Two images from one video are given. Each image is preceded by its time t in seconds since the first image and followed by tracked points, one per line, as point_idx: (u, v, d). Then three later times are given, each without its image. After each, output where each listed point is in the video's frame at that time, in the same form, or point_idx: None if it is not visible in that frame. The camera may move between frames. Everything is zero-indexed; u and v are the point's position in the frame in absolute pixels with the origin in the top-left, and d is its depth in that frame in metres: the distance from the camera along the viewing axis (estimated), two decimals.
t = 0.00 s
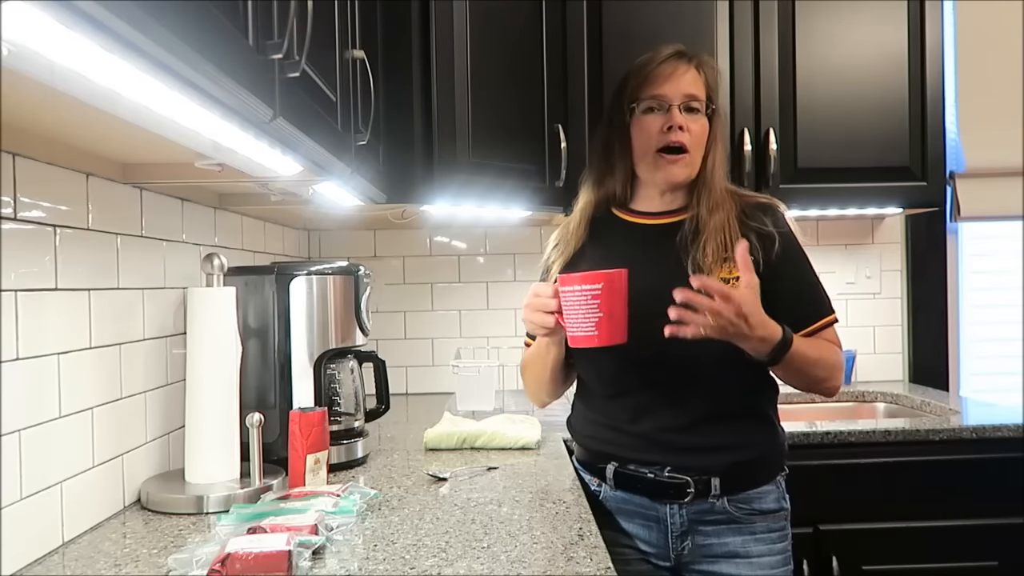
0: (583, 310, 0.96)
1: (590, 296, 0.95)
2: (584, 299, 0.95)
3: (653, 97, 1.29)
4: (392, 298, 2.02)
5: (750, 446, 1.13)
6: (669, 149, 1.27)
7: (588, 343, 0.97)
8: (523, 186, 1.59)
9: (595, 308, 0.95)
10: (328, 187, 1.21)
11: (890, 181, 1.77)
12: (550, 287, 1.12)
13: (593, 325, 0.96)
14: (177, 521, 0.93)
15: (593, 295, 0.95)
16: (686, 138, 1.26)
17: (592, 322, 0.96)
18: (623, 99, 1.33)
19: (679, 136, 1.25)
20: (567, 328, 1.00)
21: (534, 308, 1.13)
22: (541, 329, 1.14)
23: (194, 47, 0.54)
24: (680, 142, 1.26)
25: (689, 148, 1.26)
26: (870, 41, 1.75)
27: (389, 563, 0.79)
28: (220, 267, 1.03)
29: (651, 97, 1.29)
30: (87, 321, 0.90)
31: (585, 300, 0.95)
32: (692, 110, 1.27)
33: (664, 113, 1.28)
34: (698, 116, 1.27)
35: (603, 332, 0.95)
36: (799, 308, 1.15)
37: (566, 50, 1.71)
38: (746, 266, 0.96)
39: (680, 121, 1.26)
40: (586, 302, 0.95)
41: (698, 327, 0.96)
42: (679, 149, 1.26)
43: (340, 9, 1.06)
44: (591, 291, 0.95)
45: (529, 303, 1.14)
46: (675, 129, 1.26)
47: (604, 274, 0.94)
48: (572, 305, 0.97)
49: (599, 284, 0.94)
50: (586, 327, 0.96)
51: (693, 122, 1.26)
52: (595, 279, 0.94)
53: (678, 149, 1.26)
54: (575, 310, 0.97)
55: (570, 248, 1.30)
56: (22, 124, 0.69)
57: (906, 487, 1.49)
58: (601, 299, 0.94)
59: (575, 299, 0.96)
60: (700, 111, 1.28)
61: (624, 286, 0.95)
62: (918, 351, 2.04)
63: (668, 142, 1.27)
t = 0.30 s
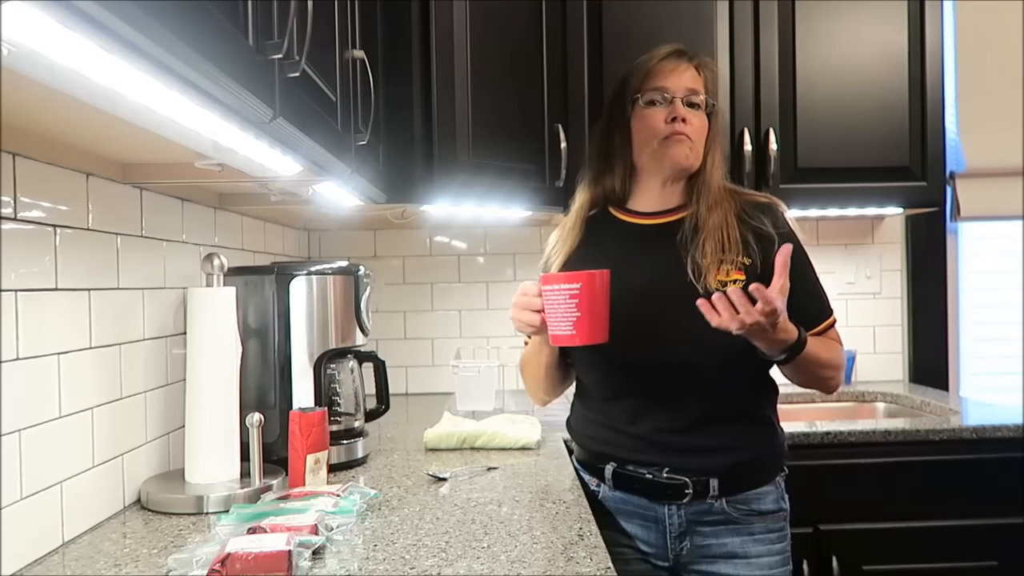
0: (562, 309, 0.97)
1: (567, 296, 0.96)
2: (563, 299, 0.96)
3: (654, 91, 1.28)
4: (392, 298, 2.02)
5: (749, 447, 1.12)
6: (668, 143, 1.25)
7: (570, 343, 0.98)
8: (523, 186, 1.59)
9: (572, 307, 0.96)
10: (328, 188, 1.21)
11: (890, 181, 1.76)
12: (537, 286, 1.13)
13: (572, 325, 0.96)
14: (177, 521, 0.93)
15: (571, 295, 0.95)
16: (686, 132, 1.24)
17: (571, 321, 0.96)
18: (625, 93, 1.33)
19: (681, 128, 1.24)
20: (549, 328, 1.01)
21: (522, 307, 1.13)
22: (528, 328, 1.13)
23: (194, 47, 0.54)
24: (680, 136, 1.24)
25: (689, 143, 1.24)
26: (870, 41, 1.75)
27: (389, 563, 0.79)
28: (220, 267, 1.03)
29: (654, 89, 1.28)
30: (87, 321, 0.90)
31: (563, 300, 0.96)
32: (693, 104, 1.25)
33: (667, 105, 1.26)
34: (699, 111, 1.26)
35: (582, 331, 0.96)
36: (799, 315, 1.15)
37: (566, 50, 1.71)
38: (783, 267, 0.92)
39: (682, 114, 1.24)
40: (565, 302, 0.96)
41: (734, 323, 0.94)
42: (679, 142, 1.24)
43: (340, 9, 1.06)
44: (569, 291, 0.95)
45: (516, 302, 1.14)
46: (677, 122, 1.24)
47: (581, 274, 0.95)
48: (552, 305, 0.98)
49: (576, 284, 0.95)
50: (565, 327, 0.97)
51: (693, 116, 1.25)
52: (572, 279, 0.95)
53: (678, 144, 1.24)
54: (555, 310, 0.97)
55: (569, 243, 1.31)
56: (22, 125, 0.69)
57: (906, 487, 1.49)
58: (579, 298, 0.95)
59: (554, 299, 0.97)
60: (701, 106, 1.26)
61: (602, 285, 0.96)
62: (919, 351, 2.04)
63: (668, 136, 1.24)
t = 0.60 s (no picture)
0: (552, 313, 0.97)
1: (557, 300, 0.96)
2: (552, 302, 0.96)
3: (651, 99, 1.27)
4: (392, 298, 2.02)
5: (749, 447, 1.12)
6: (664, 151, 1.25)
7: (561, 346, 0.98)
8: (523, 186, 1.59)
9: (562, 310, 0.96)
10: (328, 187, 1.21)
11: (890, 181, 1.77)
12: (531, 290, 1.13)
13: (562, 328, 0.96)
14: (177, 521, 0.93)
15: (560, 298, 0.95)
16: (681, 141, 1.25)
17: (561, 324, 0.96)
18: (621, 97, 1.32)
19: (677, 137, 1.24)
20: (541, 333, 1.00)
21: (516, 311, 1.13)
22: (523, 331, 1.13)
23: (194, 47, 0.54)
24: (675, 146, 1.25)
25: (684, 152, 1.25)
26: (870, 40, 1.75)
27: (389, 563, 0.79)
28: (220, 267, 1.03)
29: (649, 98, 1.27)
30: (87, 321, 0.90)
31: (553, 303, 0.96)
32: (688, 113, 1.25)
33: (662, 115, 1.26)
34: (696, 118, 1.26)
35: (572, 333, 0.96)
36: (799, 310, 1.14)
37: (566, 50, 1.71)
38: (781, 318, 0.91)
39: (677, 124, 1.24)
40: (554, 305, 0.96)
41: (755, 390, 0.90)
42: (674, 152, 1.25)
43: (340, 9, 1.06)
44: (558, 294, 0.96)
45: (510, 307, 1.15)
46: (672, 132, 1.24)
47: (571, 276, 0.95)
48: (542, 309, 0.98)
49: (565, 287, 0.95)
50: (556, 330, 0.97)
51: (689, 124, 1.25)
52: (561, 282, 0.95)
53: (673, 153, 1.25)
54: (545, 313, 0.98)
55: (568, 244, 1.31)
56: (22, 125, 0.69)
57: (906, 487, 1.49)
58: (568, 302, 0.95)
59: (544, 303, 0.97)
60: (695, 113, 1.26)
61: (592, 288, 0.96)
62: (919, 352, 2.04)
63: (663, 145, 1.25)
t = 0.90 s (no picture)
0: (544, 322, 0.97)
1: (549, 310, 0.96)
2: (544, 312, 0.96)
3: (644, 101, 1.28)
4: (392, 298, 2.02)
5: (748, 446, 1.13)
6: (659, 153, 1.26)
7: (554, 355, 0.98)
8: (523, 186, 1.59)
9: (554, 320, 0.96)
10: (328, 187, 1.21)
11: (890, 181, 1.77)
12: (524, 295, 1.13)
13: (555, 338, 0.97)
14: (177, 521, 0.93)
15: (552, 309, 0.95)
16: (676, 142, 1.25)
17: (553, 334, 0.97)
18: (613, 99, 1.33)
19: (670, 142, 1.25)
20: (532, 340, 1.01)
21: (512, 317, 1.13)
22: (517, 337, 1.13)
23: (194, 47, 0.54)
24: (669, 147, 1.25)
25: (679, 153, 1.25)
26: (870, 40, 1.75)
27: (389, 563, 0.79)
28: (220, 267, 1.03)
29: (639, 102, 1.28)
30: (87, 320, 0.90)
31: (545, 313, 0.96)
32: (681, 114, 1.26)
33: (655, 117, 1.27)
34: (688, 119, 1.27)
35: (565, 344, 0.96)
36: (799, 310, 1.14)
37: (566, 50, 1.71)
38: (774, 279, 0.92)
39: (670, 127, 1.26)
40: (547, 315, 0.96)
41: (767, 343, 0.95)
42: (669, 153, 1.25)
43: (340, 9, 1.06)
44: (550, 304, 0.96)
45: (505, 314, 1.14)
46: (666, 134, 1.26)
47: (563, 287, 0.94)
48: (534, 318, 0.98)
49: (557, 297, 0.95)
50: (548, 339, 0.97)
51: (682, 125, 1.26)
52: (553, 293, 0.95)
53: (668, 154, 1.25)
54: (537, 322, 0.98)
55: (568, 246, 1.30)
56: (22, 125, 0.69)
57: (905, 487, 1.49)
58: (560, 312, 0.95)
59: (536, 312, 0.97)
60: (688, 114, 1.27)
61: (583, 297, 0.96)
62: (918, 352, 2.04)
63: (658, 147, 1.26)
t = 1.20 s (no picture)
0: (538, 327, 0.97)
1: (543, 314, 0.96)
2: (538, 316, 0.97)
3: (642, 108, 1.27)
4: (392, 298, 2.02)
5: (747, 446, 1.12)
6: (656, 162, 1.25)
7: (548, 359, 0.98)
8: (523, 186, 1.59)
9: (548, 324, 0.96)
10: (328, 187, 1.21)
11: (889, 181, 1.76)
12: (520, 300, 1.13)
13: (549, 342, 0.97)
14: (177, 521, 0.93)
15: (545, 313, 0.96)
16: (673, 151, 1.25)
17: (547, 338, 0.97)
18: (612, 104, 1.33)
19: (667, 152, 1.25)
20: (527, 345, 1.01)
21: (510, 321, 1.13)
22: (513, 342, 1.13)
23: (194, 47, 0.54)
24: (667, 156, 1.25)
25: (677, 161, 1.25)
26: (870, 40, 1.75)
27: (389, 563, 0.79)
28: (220, 267, 1.03)
29: (637, 110, 1.28)
30: (87, 321, 0.90)
31: (538, 317, 0.96)
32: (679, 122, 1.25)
33: (652, 125, 1.27)
34: (686, 127, 1.26)
35: (558, 348, 0.96)
36: (796, 311, 1.14)
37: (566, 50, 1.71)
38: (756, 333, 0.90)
39: (666, 136, 1.25)
40: (540, 319, 0.96)
41: (754, 398, 0.95)
42: (667, 162, 1.25)
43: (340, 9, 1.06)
44: (544, 308, 0.96)
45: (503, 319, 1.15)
46: (663, 143, 1.25)
47: (557, 291, 0.95)
48: (528, 322, 0.98)
49: (551, 301, 0.95)
50: (541, 343, 0.98)
51: (679, 133, 1.25)
52: (547, 297, 0.95)
53: (665, 163, 1.25)
54: (531, 326, 0.98)
55: (567, 247, 1.30)
56: (22, 124, 0.69)
57: (905, 487, 1.49)
58: (554, 316, 0.95)
59: (530, 317, 0.97)
60: (687, 122, 1.26)
61: (578, 301, 0.96)
62: (918, 352, 2.04)
63: (656, 156, 1.25)
